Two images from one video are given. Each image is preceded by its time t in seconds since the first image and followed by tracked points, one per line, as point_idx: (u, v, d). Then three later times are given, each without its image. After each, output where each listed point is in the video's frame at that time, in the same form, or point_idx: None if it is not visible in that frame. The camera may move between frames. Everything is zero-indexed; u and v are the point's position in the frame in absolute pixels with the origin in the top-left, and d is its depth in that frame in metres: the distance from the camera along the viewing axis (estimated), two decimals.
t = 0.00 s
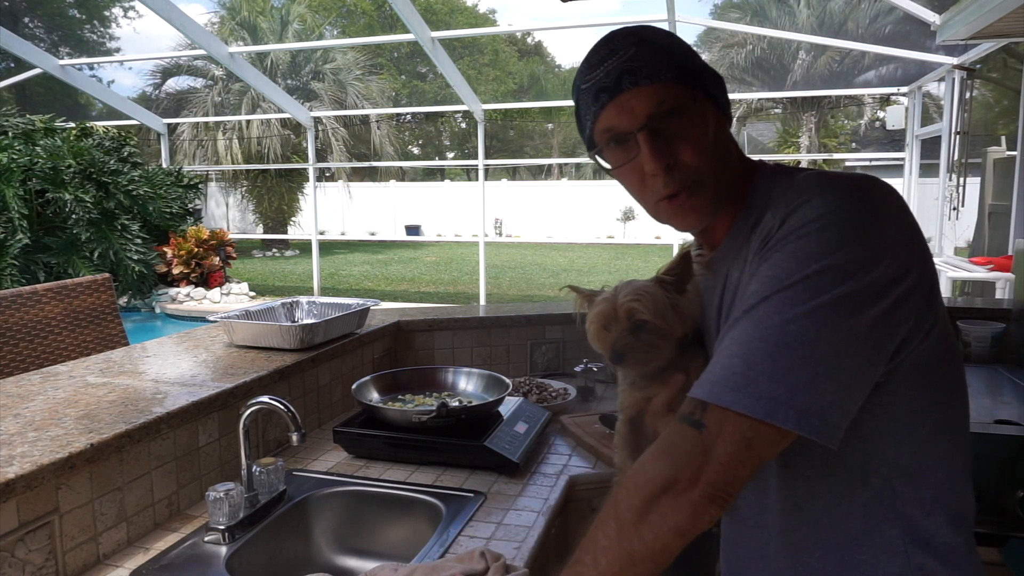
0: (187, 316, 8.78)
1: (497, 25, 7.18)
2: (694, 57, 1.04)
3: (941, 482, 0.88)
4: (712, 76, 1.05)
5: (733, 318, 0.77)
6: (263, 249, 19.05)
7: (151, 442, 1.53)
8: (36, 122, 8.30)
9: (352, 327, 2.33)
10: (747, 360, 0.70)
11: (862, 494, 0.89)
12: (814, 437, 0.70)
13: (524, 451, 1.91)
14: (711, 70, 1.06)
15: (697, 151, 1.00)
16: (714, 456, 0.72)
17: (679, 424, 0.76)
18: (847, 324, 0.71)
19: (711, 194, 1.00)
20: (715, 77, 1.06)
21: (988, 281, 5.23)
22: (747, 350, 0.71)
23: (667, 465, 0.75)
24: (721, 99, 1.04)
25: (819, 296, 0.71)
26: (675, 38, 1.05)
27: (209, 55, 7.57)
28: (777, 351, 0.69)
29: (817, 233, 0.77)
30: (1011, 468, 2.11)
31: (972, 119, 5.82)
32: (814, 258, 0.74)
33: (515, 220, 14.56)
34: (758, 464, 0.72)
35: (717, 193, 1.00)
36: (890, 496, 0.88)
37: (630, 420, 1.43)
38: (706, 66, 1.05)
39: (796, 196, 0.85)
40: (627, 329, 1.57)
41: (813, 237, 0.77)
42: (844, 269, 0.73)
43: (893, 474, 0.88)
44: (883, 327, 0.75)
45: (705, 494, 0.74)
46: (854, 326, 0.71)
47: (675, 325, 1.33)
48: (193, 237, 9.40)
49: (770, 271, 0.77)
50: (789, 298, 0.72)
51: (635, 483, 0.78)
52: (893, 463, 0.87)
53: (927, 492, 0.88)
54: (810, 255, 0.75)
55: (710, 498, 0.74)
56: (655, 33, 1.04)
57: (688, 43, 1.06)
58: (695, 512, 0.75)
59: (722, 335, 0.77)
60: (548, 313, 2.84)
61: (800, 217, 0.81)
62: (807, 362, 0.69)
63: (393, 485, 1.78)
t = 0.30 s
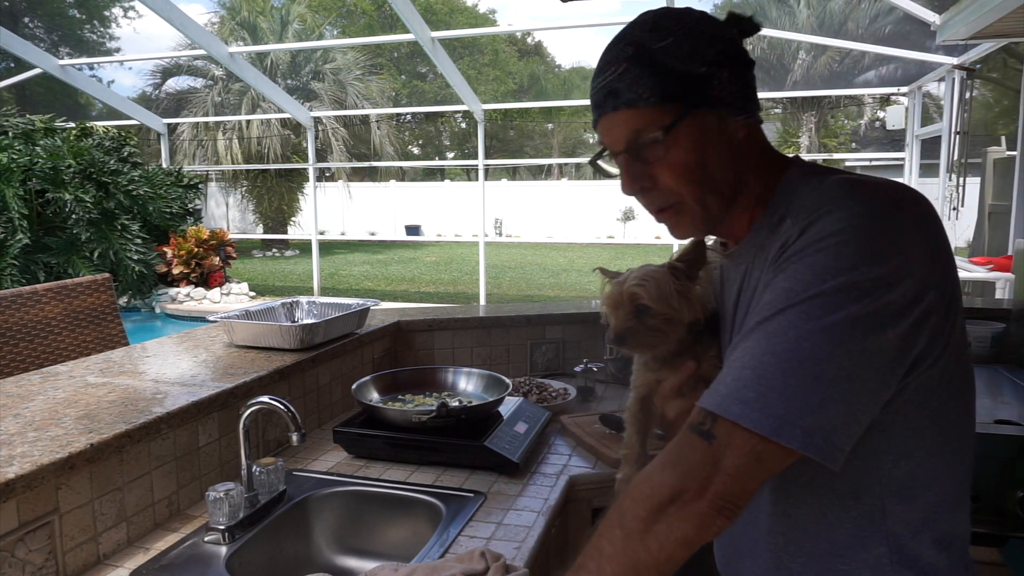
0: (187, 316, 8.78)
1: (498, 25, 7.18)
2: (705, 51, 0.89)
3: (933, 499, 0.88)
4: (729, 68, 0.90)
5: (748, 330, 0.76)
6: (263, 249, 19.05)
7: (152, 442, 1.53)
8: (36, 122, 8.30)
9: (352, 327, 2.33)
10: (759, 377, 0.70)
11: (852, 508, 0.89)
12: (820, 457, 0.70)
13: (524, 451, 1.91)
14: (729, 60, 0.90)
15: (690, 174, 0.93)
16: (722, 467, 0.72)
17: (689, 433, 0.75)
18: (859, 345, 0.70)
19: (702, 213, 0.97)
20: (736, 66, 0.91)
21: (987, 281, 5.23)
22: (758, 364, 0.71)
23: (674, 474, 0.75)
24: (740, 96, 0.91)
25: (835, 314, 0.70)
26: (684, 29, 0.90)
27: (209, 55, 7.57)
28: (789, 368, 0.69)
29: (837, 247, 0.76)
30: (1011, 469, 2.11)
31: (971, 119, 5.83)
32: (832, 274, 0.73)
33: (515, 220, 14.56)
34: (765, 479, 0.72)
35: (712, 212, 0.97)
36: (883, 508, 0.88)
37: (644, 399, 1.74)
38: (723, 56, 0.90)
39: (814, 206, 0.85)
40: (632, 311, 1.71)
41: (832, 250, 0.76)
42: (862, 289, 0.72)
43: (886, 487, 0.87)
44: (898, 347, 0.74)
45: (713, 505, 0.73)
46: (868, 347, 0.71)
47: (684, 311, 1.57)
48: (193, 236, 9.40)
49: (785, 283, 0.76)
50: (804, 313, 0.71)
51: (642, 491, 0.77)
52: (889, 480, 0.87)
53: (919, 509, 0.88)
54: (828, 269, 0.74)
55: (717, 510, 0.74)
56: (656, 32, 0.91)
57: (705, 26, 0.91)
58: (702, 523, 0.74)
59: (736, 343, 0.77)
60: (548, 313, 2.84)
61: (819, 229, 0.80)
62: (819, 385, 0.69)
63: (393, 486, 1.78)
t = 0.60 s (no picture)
0: (187, 316, 8.78)
1: (498, 25, 7.17)
2: (684, 81, 0.84)
3: (934, 507, 0.87)
4: (711, 99, 0.83)
5: (748, 334, 0.76)
6: (263, 249, 19.06)
7: (152, 442, 1.53)
8: (36, 122, 8.30)
9: (352, 327, 2.33)
10: (756, 383, 0.70)
11: (846, 511, 0.88)
12: (818, 466, 0.70)
13: (524, 451, 1.91)
14: (710, 94, 0.83)
15: (676, 194, 0.94)
16: (722, 470, 0.73)
17: (691, 434, 0.75)
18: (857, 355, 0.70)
19: (700, 221, 0.98)
20: (724, 94, 0.83)
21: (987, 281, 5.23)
22: (757, 370, 0.71)
23: (675, 475, 0.75)
24: (723, 128, 0.84)
25: (833, 321, 0.70)
26: (669, 54, 0.85)
27: (209, 55, 7.57)
28: (788, 374, 0.69)
29: (838, 255, 0.75)
30: (1011, 469, 2.11)
31: (972, 119, 5.83)
32: (831, 284, 0.73)
33: (515, 220, 14.56)
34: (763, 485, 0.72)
35: (709, 220, 0.97)
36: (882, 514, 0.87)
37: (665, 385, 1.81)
38: (706, 86, 0.83)
39: (819, 208, 0.84)
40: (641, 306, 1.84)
41: (834, 255, 0.75)
42: (862, 300, 0.71)
43: (884, 493, 0.87)
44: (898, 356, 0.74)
45: (713, 506, 0.74)
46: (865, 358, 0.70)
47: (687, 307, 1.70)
48: (193, 236, 9.39)
49: (787, 286, 0.76)
50: (803, 319, 0.71)
51: (642, 492, 0.78)
52: (888, 487, 0.87)
53: (917, 517, 0.87)
54: (829, 274, 0.74)
55: (717, 513, 0.74)
56: (644, 51, 0.87)
57: (693, 48, 0.83)
58: (703, 523, 0.75)
59: (738, 344, 0.77)
60: (548, 313, 2.84)
61: (822, 232, 0.80)
62: (816, 392, 0.69)
63: (393, 485, 1.78)
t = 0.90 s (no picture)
0: (187, 317, 8.78)
1: (498, 25, 7.17)
2: (688, 81, 0.85)
3: (935, 505, 0.87)
4: (714, 99, 0.83)
5: (742, 330, 0.76)
6: (263, 249, 19.07)
7: (152, 442, 1.53)
8: (36, 122, 8.29)
9: (352, 327, 2.33)
10: (749, 379, 0.71)
11: (850, 509, 0.88)
12: (811, 464, 0.70)
13: (524, 451, 1.91)
14: (714, 93, 0.83)
15: (680, 192, 0.93)
16: (717, 466, 0.73)
17: (687, 432, 0.75)
18: (851, 351, 0.70)
19: (704, 219, 0.97)
20: (727, 95, 0.83)
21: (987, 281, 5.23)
22: (751, 366, 0.71)
23: (670, 471, 0.76)
24: (726, 127, 0.84)
25: (826, 316, 0.70)
26: (673, 53, 0.85)
27: (209, 55, 7.57)
28: (780, 370, 0.69)
29: (832, 251, 0.75)
30: (1011, 468, 2.11)
31: (972, 119, 5.83)
32: (824, 281, 0.73)
33: (515, 220, 14.56)
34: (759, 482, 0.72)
35: (713, 218, 0.96)
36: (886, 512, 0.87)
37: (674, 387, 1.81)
38: (710, 86, 0.83)
39: (815, 203, 0.84)
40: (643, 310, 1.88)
41: (827, 250, 0.75)
42: (856, 295, 0.71)
43: (889, 491, 0.86)
44: (894, 353, 0.73)
45: (709, 503, 0.74)
46: (859, 353, 0.70)
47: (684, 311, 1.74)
48: (193, 236, 9.40)
49: (780, 281, 0.76)
50: (796, 314, 0.71)
51: (639, 489, 0.78)
52: (890, 484, 0.86)
53: (920, 514, 0.87)
54: (823, 270, 0.74)
55: (712, 509, 0.74)
56: (651, 50, 0.88)
57: (698, 49, 0.84)
58: (699, 520, 0.75)
59: (733, 341, 0.77)
60: (548, 313, 2.84)
61: (816, 227, 0.80)
62: (808, 387, 0.69)
63: (393, 486, 1.78)
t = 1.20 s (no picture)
0: (187, 317, 8.78)
1: (498, 25, 7.17)
2: (699, 73, 0.85)
3: (936, 507, 0.87)
4: (724, 92, 0.83)
5: (743, 332, 0.76)
6: (263, 249, 19.07)
7: (152, 442, 1.53)
8: (36, 122, 8.29)
9: (352, 327, 2.33)
10: (748, 380, 0.71)
11: (852, 508, 0.88)
12: (812, 465, 0.70)
13: (524, 451, 1.91)
14: (724, 85, 0.83)
15: (689, 186, 0.93)
16: (717, 467, 0.73)
17: (687, 433, 0.76)
18: (853, 352, 0.70)
19: (714, 217, 0.97)
20: (737, 87, 0.83)
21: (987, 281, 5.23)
22: (752, 366, 0.71)
23: (670, 473, 0.76)
24: (736, 120, 0.84)
25: (826, 317, 0.70)
26: (685, 45, 0.85)
27: (209, 55, 7.57)
28: (780, 372, 0.69)
29: (832, 249, 0.75)
30: (1012, 469, 2.11)
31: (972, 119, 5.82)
32: (826, 279, 0.73)
33: (515, 220, 14.56)
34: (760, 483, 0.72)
35: (723, 215, 0.96)
36: (887, 513, 0.87)
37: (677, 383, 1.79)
38: (720, 78, 0.83)
39: (816, 202, 0.84)
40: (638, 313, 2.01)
41: (827, 250, 0.75)
42: (856, 296, 0.71)
43: (890, 491, 0.86)
44: (896, 354, 0.73)
45: (709, 504, 0.74)
46: (861, 355, 0.70)
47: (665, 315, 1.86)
48: (193, 236, 9.40)
49: (780, 281, 0.76)
50: (795, 315, 0.71)
51: (639, 490, 0.78)
52: (892, 486, 0.86)
53: (921, 515, 0.87)
54: (824, 269, 0.74)
55: (713, 511, 0.74)
56: (661, 43, 0.88)
57: (709, 41, 0.84)
58: (699, 521, 0.75)
59: (734, 341, 0.77)
60: (548, 313, 2.84)
61: (817, 227, 0.80)
62: (808, 389, 0.69)
63: (393, 486, 1.78)
